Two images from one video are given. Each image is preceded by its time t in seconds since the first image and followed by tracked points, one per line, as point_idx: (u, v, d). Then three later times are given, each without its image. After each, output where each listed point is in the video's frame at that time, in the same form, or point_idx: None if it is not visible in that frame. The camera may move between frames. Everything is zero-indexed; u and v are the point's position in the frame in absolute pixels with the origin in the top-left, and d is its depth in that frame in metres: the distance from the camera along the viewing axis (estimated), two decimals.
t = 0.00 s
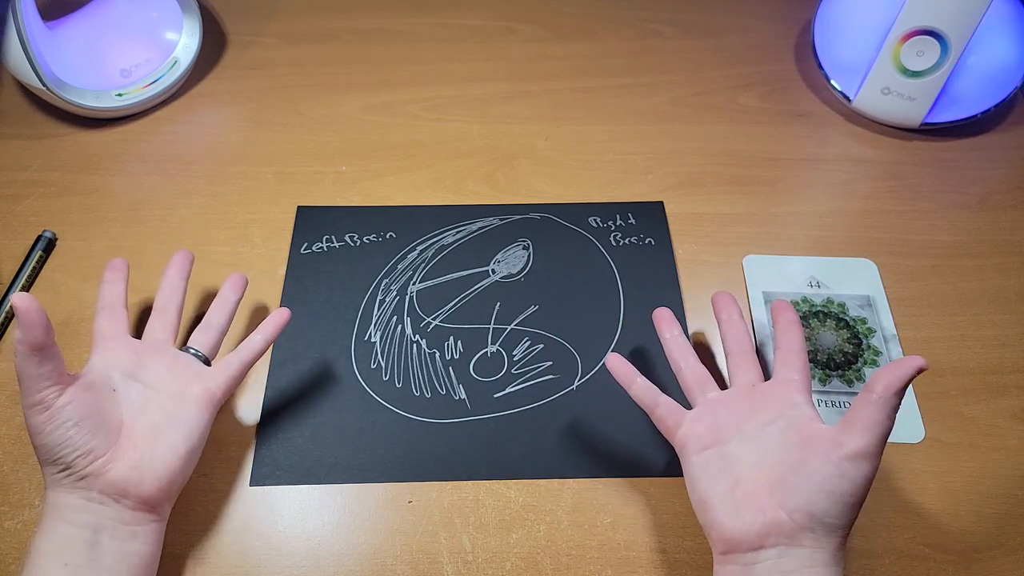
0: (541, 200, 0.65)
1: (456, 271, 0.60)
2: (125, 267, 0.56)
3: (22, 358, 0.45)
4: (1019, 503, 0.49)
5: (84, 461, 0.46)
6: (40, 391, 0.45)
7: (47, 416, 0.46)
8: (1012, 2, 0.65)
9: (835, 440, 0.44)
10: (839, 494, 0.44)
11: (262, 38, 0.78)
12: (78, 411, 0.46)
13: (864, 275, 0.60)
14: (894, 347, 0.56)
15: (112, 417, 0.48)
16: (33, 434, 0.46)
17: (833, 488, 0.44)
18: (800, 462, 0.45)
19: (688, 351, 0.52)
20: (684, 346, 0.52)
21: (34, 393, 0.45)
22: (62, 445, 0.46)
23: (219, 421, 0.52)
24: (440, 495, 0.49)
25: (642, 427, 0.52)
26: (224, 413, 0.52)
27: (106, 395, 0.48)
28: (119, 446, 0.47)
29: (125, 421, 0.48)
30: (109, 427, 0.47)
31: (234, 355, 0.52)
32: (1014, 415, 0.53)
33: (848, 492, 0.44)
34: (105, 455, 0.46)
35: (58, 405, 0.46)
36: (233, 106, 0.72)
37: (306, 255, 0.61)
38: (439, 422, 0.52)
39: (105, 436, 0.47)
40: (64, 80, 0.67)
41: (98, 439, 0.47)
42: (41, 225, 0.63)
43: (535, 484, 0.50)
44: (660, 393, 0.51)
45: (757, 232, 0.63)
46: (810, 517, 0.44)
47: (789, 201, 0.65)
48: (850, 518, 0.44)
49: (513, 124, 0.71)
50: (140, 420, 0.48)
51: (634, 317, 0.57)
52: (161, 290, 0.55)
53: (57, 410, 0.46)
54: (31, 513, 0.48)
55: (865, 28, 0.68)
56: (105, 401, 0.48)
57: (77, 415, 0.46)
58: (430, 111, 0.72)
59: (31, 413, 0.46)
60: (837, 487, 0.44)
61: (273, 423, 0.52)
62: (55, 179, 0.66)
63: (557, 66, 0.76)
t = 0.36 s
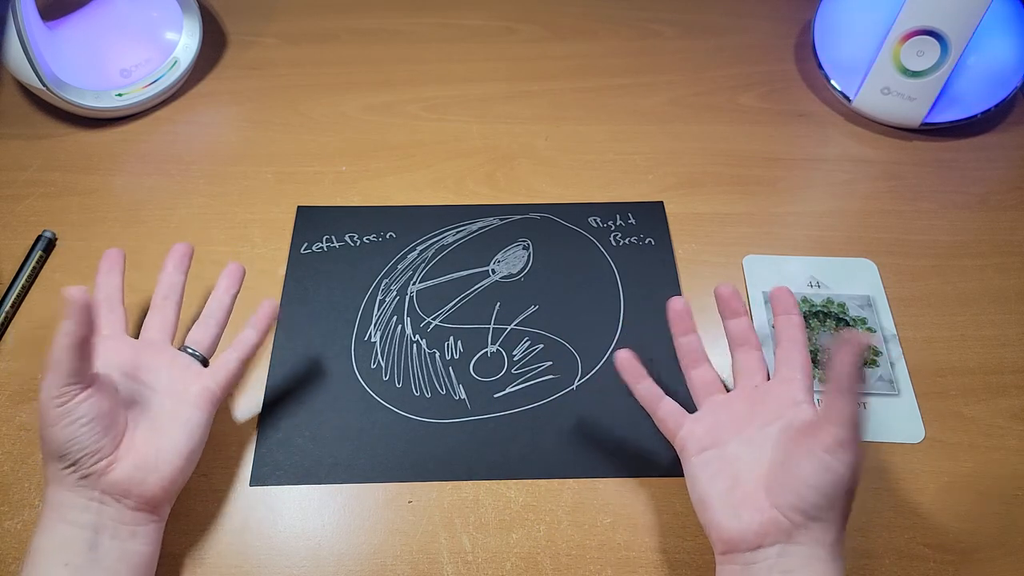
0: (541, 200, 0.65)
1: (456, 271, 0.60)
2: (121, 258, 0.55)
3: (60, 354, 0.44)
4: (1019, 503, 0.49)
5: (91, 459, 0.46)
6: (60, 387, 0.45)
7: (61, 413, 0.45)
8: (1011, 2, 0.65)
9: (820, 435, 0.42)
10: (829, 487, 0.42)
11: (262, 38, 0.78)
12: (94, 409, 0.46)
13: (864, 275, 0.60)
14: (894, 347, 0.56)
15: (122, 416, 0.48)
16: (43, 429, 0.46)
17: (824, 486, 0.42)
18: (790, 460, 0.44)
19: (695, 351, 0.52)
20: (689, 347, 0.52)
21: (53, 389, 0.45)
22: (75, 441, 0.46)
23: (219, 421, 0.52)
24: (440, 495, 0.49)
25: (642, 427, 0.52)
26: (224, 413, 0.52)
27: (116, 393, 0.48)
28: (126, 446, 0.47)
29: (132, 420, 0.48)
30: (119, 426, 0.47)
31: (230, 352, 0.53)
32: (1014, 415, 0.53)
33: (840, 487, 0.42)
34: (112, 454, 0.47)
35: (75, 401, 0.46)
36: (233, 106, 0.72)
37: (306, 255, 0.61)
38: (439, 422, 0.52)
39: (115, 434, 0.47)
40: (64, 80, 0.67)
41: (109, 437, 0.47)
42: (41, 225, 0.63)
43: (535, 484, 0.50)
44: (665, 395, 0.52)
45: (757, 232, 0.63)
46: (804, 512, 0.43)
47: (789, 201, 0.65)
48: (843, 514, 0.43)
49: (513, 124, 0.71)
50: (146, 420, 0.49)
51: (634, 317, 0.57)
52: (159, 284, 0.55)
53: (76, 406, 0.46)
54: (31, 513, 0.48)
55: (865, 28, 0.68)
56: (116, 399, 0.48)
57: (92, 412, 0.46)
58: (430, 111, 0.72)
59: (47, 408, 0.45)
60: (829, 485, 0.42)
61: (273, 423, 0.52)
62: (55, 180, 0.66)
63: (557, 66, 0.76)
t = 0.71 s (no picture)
0: (541, 200, 0.65)
1: (456, 271, 0.60)
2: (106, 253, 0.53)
3: (86, 370, 0.45)
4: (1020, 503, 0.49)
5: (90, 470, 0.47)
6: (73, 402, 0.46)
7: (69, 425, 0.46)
8: (1011, 2, 0.65)
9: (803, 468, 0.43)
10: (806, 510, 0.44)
11: (262, 38, 0.78)
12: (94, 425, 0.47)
13: (864, 275, 0.60)
14: (894, 347, 0.56)
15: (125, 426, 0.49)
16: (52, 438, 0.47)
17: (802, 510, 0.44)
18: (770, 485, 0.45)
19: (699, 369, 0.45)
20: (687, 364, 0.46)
21: (66, 403, 0.46)
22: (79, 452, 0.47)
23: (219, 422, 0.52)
24: (440, 495, 0.49)
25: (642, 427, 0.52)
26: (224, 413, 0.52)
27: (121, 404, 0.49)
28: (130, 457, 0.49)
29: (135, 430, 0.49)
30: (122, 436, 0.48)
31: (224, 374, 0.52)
32: (1014, 415, 0.53)
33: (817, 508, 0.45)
34: (114, 462, 0.48)
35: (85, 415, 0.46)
36: (233, 106, 0.72)
37: (306, 255, 0.61)
38: (439, 422, 0.52)
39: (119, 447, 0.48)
40: (64, 80, 0.67)
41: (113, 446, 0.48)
42: (41, 225, 0.63)
43: (535, 484, 0.50)
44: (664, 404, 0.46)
45: (757, 232, 0.63)
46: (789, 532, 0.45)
47: (789, 201, 0.65)
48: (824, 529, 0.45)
49: (513, 124, 0.71)
50: (147, 429, 0.50)
51: (633, 318, 0.57)
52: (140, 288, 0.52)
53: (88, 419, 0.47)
54: (30, 513, 0.48)
55: (865, 28, 0.68)
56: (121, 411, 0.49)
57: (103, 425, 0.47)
58: (430, 111, 0.72)
59: (59, 420, 0.46)
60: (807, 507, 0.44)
61: (274, 423, 0.52)
62: (55, 179, 0.66)
63: (557, 66, 0.76)
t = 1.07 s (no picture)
0: (541, 200, 0.65)
1: (456, 271, 0.60)
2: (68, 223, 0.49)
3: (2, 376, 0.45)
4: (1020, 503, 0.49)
5: (61, 475, 0.46)
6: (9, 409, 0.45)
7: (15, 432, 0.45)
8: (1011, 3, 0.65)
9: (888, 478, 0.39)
10: (869, 522, 0.40)
11: (262, 38, 0.78)
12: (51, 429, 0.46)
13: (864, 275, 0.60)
14: (894, 347, 0.56)
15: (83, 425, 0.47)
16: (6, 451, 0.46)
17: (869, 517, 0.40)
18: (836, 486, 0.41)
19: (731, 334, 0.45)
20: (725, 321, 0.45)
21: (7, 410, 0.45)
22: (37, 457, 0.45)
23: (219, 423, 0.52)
24: (440, 495, 0.49)
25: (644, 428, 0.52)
26: (223, 413, 0.52)
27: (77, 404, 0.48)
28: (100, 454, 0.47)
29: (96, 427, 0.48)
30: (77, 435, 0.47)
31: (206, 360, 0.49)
32: (1014, 415, 0.53)
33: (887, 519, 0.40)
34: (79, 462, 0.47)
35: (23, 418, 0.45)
36: (233, 106, 0.72)
37: (306, 255, 0.61)
38: (438, 422, 0.52)
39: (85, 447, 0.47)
40: (64, 80, 0.67)
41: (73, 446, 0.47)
42: (40, 225, 0.63)
43: (535, 484, 0.50)
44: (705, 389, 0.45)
45: (757, 232, 0.63)
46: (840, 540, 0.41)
47: (789, 201, 0.65)
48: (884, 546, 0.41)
49: (513, 124, 0.71)
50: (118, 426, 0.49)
51: (633, 317, 0.57)
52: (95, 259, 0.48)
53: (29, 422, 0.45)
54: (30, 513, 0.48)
55: (865, 28, 0.68)
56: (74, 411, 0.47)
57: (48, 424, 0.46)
58: (429, 111, 0.72)
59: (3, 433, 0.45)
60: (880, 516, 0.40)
61: (274, 423, 0.52)
62: (56, 180, 0.66)
63: (557, 66, 0.76)
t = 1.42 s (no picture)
0: (541, 200, 0.65)
1: (456, 271, 0.60)
2: (128, 259, 0.57)
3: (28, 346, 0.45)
4: (1019, 503, 0.49)
5: (85, 455, 0.46)
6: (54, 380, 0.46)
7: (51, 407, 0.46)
8: (1012, 2, 0.65)
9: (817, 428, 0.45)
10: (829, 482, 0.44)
11: (262, 38, 0.78)
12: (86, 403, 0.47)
13: (864, 275, 0.60)
14: (894, 347, 0.56)
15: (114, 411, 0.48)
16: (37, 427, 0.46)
17: (823, 482, 0.44)
18: (788, 454, 0.45)
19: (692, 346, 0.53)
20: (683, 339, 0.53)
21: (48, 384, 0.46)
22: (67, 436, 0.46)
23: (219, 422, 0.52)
24: (440, 495, 0.49)
25: (643, 427, 0.52)
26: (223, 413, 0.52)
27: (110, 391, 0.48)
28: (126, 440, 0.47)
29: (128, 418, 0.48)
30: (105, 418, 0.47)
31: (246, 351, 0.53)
32: (1014, 415, 0.53)
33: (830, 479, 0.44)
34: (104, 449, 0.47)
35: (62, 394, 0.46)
36: (233, 106, 0.72)
37: (306, 255, 0.61)
38: (438, 422, 0.52)
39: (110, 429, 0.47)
40: (64, 80, 0.67)
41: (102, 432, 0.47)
42: (40, 225, 0.63)
43: (535, 484, 0.50)
44: (666, 393, 0.52)
45: (757, 232, 0.63)
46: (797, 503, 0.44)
47: (789, 201, 0.65)
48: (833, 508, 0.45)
49: (513, 124, 0.71)
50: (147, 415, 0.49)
51: (634, 317, 0.57)
52: (153, 284, 0.55)
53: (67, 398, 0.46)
54: (30, 513, 0.48)
55: (865, 28, 0.68)
56: (108, 395, 0.48)
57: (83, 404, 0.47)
58: (429, 111, 0.72)
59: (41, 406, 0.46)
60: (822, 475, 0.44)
61: (273, 423, 0.52)
62: (56, 180, 0.66)
63: (557, 66, 0.76)
